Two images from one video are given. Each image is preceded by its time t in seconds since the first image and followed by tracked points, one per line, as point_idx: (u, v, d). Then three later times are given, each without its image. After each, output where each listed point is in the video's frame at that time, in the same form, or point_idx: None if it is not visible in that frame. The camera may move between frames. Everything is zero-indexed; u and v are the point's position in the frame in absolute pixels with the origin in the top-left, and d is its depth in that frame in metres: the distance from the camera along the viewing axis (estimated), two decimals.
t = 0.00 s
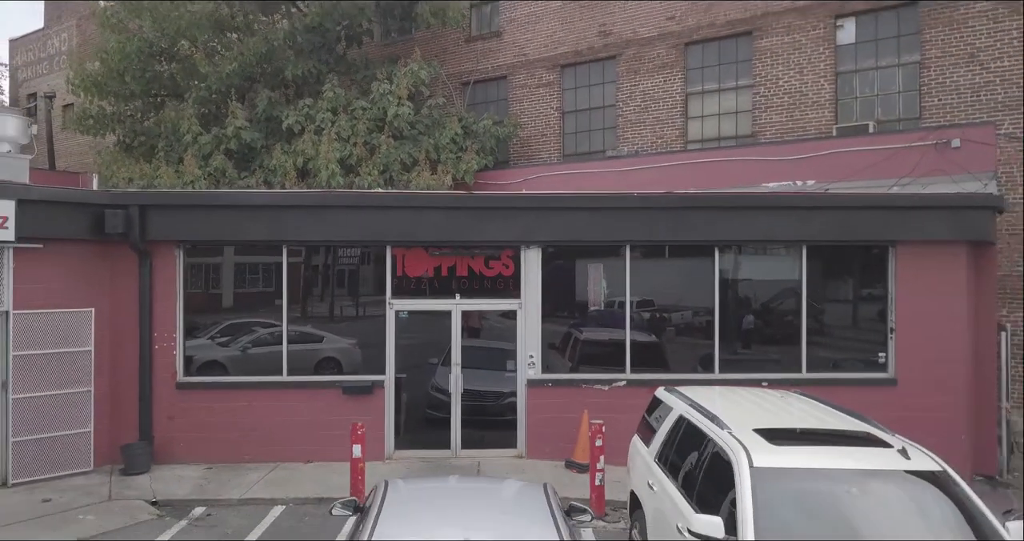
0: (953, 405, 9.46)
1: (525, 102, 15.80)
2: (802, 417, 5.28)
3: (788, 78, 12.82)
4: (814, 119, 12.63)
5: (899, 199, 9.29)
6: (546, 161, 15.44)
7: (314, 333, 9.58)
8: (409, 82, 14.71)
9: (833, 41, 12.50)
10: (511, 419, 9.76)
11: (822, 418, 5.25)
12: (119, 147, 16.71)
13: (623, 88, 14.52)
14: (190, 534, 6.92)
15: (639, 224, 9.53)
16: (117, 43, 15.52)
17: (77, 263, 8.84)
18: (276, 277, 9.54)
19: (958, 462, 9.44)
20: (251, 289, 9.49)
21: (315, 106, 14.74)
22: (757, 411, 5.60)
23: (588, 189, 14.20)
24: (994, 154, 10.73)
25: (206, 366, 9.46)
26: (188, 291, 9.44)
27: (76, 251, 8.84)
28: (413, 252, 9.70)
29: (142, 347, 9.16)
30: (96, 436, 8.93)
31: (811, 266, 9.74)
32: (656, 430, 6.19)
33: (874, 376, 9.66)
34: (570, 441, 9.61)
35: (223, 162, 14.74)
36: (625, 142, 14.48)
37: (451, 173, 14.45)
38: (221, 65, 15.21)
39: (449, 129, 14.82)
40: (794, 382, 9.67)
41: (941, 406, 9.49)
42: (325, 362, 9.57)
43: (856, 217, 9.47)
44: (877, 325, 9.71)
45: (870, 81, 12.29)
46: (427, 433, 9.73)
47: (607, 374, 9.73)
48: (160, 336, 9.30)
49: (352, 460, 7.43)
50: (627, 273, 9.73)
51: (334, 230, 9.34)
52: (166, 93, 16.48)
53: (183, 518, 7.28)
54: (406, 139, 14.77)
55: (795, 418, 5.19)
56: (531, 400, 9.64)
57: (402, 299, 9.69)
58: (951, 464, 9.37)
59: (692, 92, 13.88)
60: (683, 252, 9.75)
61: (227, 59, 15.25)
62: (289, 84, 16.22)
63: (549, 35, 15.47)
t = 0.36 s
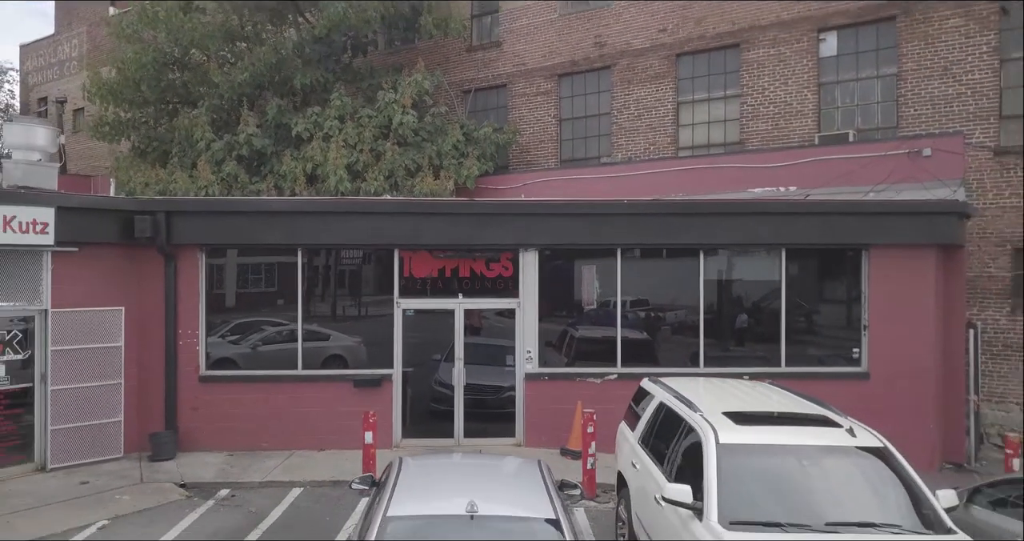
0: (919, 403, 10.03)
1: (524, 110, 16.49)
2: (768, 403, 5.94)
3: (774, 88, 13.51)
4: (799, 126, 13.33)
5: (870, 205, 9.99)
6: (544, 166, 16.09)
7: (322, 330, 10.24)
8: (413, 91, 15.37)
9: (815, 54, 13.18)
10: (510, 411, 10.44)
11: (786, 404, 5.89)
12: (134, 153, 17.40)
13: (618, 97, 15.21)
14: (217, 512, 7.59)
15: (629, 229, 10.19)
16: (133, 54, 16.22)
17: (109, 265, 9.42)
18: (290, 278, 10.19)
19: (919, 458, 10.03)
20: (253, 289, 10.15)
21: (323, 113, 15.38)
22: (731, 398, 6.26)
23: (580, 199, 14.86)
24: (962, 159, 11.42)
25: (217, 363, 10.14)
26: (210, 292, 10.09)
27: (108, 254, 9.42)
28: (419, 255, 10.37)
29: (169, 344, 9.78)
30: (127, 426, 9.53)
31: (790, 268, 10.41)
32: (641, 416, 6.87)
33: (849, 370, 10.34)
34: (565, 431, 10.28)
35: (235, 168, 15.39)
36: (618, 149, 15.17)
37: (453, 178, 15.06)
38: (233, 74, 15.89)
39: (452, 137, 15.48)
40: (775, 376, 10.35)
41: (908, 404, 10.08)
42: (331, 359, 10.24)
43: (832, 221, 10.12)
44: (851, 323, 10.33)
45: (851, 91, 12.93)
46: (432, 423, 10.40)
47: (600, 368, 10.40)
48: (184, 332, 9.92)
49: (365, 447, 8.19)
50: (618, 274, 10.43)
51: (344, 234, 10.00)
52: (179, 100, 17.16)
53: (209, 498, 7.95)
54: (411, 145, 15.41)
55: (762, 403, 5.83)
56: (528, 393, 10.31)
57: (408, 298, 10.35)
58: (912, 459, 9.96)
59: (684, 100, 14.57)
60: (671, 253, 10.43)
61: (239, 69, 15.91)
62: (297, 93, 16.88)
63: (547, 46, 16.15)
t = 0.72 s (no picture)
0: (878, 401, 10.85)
1: (522, 119, 17.35)
2: (736, 390, 6.77)
3: (757, 100, 14.44)
4: (779, 137, 14.33)
5: (841, 213, 10.79)
6: (542, 173, 17.04)
7: (330, 330, 11.05)
8: (417, 102, 16.21)
9: (796, 68, 14.07)
10: (509, 402, 11.29)
11: (751, 392, 6.72)
12: (150, 159, 18.26)
13: (611, 108, 16.06)
14: (245, 490, 8.45)
15: (619, 235, 11.01)
16: (152, 67, 17.10)
17: (141, 268, 10.25)
18: (305, 280, 10.99)
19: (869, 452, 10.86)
20: (256, 289, 10.94)
21: (331, 122, 16.18)
22: (706, 386, 7.10)
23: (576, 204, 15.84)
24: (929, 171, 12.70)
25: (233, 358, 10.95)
26: (233, 293, 10.91)
27: (141, 258, 10.25)
28: (425, 258, 11.18)
29: (197, 341, 10.62)
30: (157, 416, 10.37)
31: (768, 271, 11.21)
32: (625, 402, 7.72)
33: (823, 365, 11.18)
34: (560, 421, 11.14)
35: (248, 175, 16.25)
36: (611, 157, 16.08)
37: (455, 185, 15.90)
38: (246, 86, 16.74)
39: (454, 145, 16.29)
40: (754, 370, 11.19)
41: (868, 401, 10.91)
42: (339, 355, 11.07)
43: (806, 228, 10.91)
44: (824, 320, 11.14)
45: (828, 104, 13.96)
46: (437, 414, 11.25)
47: (592, 362, 11.23)
48: (209, 330, 10.77)
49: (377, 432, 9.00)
50: (608, 276, 11.24)
51: (355, 239, 10.83)
52: (194, 109, 18.04)
53: (236, 479, 8.81)
54: (415, 153, 16.23)
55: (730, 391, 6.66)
56: (526, 385, 11.16)
57: (416, 298, 11.19)
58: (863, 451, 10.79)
59: (674, 111, 15.40)
60: (656, 258, 11.26)
61: (251, 81, 16.76)
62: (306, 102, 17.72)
63: (544, 59, 17.01)
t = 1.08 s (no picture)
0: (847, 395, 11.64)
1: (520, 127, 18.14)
2: (713, 383, 7.57)
3: (743, 110, 15.23)
4: (765, 147, 15.05)
5: (819, 221, 11.52)
6: (541, 180, 17.80)
7: (339, 329, 11.88)
8: (421, 112, 17.01)
9: (779, 81, 14.85)
10: (508, 396, 12.09)
11: (726, 385, 7.50)
12: (165, 165, 19.07)
13: (606, 117, 16.92)
14: (268, 475, 9.26)
15: (609, 241, 11.78)
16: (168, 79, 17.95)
17: (167, 273, 11.06)
18: (313, 281, 11.79)
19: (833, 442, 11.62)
20: (259, 288, 11.73)
21: (339, 131, 17.00)
22: (686, 379, 7.91)
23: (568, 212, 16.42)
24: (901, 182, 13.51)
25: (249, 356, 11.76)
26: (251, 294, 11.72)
27: (167, 263, 11.06)
28: (430, 262, 11.99)
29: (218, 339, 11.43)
30: (182, 408, 11.18)
31: (751, 274, 11.98)
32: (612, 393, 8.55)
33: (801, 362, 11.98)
34: (555, 413, 11.95)
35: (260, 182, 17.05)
36: (607, 165, 16.93)
37: (457, 192, 16.66)
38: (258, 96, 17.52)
39: (456, 153, 17.07)
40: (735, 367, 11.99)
41: (837, 394, 11.67)
42: (346, 352, 11.89)
43: (785, 236, 11.65)
44: (800, 319, 11.91)
45: (811, 115, 14.63)
46: (440, 407, 12.06)
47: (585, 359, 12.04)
48: (229, 329, 11.58)
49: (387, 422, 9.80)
50: (600, 277, 12.03)
51: (363, 245, 11.60)
52: (207, 118, 18.86)
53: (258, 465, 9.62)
54: (419, 161, 17.01)
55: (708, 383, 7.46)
56: (524, 380, 11.98)
57: (421, 299, 12.00)
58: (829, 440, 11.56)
59: (664, 120, 16.28)
60: (644, 262, 12.04)
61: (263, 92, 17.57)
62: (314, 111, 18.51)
63: (542, 71, 17.81)
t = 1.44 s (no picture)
0: (815, 388, 12.54)
1: (518, 138, 19.06)
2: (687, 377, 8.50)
3: (728, 123, 16.19)
4: (748, 158, 16.04)
5: (794, 231, 12.43)
6: (537, 188, 18.77)
7: (348, 330, 12.78)
8: (424, 124, 17.95)
9: (762, 96, 15.81)
10: (506, 391, 13.03)
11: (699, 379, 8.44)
12: (180, 173, 20.02)
13: (599, 128, 17.86)
14: (288, 462, 10.21)
15: (600, 247, 12.75)
16: (185, 92, 18.92)
17: (193, 277, 12.02)
18: (315, 284, 12.70)
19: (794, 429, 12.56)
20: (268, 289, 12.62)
21: (347, 142, 17.95)
22: (665, 374, 8.85)
23: (563, 219, 17.29)
24: (872, 192, 14.38)
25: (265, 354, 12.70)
26: (269, 297, 12.64)
27: (194, 268, 12.01)
28: (436, 266, 12.96)
29: (240, 338, 12.37)
30: (206, 401, 12.12)
31: (730, 277, 12.87)
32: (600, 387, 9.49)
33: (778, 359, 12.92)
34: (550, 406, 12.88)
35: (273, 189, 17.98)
36: (600, 173, 17.92)
37: (459, 200, 17.59)
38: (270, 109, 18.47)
39: (458, 163, 18.00)
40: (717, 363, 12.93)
41: (808, 390, 12.56)
42: (352, 351, 12.78)
43: (762, 243, 12.60)
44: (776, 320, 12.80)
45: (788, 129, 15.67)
46: (443, 402, 13.00)
47: (578, 356, 12.97)
48: (249, 329, 12.50)
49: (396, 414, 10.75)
50: (592, 280, 12.97)
51: (373, 251, 12.57)
52: (221, 128, 19.81)
53: (279, 453, 10.56)
54: (423, 170, 17.94)
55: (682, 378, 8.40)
56: (521, 375, 12.92)
57: (427, 301, 12.97)
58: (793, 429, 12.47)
59: (655, 132, 17.28)
60: (633, 266, 12.95)
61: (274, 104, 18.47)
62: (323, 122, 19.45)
63: (540, 84, 18.72)
